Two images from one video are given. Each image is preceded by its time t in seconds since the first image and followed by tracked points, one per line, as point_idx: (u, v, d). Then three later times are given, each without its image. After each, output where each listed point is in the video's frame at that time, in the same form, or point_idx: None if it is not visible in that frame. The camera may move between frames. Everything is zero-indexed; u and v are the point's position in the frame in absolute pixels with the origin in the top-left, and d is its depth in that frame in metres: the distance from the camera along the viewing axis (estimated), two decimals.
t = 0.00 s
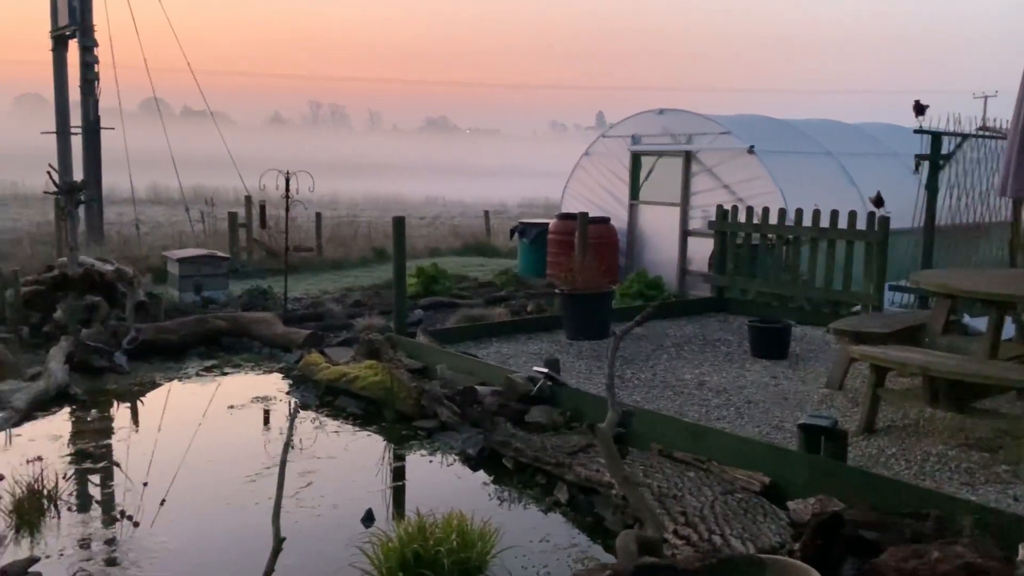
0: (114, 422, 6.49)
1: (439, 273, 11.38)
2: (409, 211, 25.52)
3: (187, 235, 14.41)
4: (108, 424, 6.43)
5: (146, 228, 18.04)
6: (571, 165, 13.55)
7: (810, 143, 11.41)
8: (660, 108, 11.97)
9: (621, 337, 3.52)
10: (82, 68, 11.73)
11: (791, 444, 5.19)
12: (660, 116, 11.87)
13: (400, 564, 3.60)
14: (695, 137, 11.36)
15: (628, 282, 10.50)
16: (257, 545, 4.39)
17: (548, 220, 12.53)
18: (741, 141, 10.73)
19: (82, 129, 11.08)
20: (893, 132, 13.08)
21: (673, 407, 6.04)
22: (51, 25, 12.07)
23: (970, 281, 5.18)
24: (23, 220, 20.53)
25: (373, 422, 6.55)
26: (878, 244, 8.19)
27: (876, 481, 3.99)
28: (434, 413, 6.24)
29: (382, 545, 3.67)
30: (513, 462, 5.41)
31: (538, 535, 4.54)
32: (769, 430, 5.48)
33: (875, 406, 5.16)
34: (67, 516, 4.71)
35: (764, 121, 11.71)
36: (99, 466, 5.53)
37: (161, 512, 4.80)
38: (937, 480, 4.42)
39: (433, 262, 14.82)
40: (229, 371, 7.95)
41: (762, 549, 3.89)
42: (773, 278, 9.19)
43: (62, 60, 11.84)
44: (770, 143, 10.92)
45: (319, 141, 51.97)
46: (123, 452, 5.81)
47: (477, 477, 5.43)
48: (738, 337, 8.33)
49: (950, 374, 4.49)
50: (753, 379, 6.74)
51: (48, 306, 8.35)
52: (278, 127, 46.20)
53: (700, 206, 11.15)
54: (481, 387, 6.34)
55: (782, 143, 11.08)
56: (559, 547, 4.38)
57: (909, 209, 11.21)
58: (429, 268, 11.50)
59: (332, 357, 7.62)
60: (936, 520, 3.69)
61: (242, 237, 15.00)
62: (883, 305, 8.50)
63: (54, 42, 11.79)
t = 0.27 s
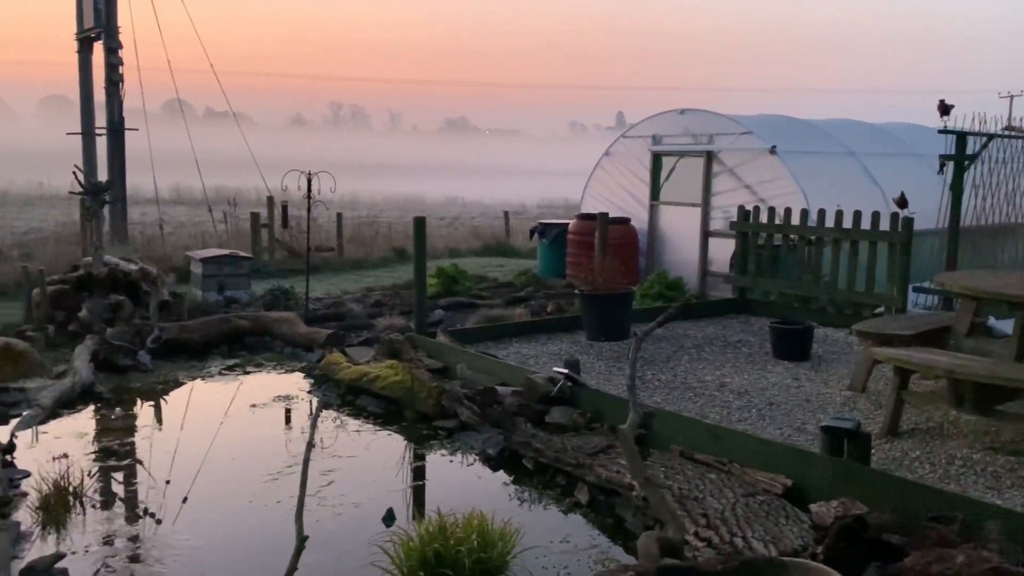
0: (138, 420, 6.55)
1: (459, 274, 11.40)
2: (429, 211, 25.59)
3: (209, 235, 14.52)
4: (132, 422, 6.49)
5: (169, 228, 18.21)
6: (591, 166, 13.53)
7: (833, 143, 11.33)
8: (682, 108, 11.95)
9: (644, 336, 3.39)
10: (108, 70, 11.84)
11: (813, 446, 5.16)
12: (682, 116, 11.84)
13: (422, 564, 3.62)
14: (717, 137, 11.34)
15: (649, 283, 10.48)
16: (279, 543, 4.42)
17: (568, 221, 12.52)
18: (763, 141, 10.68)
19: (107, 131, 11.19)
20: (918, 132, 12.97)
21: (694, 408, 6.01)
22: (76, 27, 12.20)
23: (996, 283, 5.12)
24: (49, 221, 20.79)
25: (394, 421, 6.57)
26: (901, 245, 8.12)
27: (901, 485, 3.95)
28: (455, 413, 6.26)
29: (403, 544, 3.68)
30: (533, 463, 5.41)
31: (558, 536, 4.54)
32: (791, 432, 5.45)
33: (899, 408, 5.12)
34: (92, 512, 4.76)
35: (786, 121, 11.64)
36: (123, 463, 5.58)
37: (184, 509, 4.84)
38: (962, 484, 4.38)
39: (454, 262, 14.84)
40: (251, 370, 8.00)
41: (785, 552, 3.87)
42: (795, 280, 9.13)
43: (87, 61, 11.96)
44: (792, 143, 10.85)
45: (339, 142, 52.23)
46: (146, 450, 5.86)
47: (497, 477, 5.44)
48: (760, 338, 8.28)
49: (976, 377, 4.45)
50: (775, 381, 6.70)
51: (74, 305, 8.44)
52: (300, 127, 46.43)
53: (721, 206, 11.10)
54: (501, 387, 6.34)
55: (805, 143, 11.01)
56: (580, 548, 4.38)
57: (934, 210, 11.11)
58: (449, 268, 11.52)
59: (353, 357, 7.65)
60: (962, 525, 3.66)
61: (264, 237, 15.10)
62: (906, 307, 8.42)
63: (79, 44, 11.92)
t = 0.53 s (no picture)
0: (162, 419, 6.60)
1: (480, 275, 11.41)
2: (450, 213, 25.65)
3: (232, 236, 14.62)
4: (156, 421, 6.55)
5: (192, 228, 18.37)
6: (612, 167, 13.50)
7: (857, 144, 11.25)
8: (704, 109, 11.85)
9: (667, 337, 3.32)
10: (133, 73, 11.96)
11: (837, 450, 5.12)
12: (703, 117, 11.77)
13: (443, 564, 3.63)
14: (739, 139, 11.28)
15: (671, 284, 10.45)
16: (302, 542, 4.44)
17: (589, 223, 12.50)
18: (786, 143, 10.62)
19: (133, 132, 11.30)
20: (943, 134, 12.84)
21: (716, 411, 5.98)
22: (103, 30, 12.32)
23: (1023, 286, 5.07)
24: (75, 220, 21.03)
25: (415, 422, 6.59)
26: (927, 247, 8.04)
27: (926, 491, 3.92)
28: (475, 414, 6.26)
29: (425, 544, 3.69)
30: (554, 465, 5.41)
31: (579, 538, 4.53)
32: (814, 435, 5.41)
33: (924, 413, 5.07)
34: (117, 510, 4.81)
35: (809, 123, 11.57)
36: (148, 462, 5.63)
37: (207, 507, 4.88)
38: (988, 490, 4.33)
39: (475, 264, 14.86)
40: (274, 370, 8.05)
41: (808, 556, 3.85)
42: (819, 282, 9.06)
43: (113, 64, 12.08)
44: (816, 145, 10.78)
45: (361, 143, 52.48)
46: (170, 448, 5.91)
47: (518, 479, 5.44)
48: (783, 341, 8.24)
49: (1002, 381, 4.40)
50: (798, 384, 6.66)
51: (100, 304, 8.53)
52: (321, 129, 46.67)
53: (743, 208, 11.04)
54: (521, 389, 6.34)
55: (829, 145, 10.93)
56: (601, 551, 4.37)
57: (959, 212, 11.00)
58: (470, 270, 11.54)
59: (375, 358, 7.67)
60: (988, 530, 3.62)
61: (286, 238, 15.20)
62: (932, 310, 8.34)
63: (106, 47, 12.04)
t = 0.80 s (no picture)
0: (185, 418, 6.65)
1: (501, 278, 11.42)
2: (471, 215, 25.68)
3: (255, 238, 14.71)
4: (180, 421, 6.60)
5: (216, 230, 18.51)
6: (634, 170, 13.47)
7: (882, 147, 11.16)
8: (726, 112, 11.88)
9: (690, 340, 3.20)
10: (159, 76, 12.07)
11: (861, 456, 5.08)
12: (727, 120, 11.77)
13: (464, 566, 3.64)
14: (763, 141, 11.22)
15: (693, 287, 10.42)
16: (324, 543, 4.46)
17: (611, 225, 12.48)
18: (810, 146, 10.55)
19: (158, 134, 11.40)
20: (970, 137, 12.71)
21: (739, 416, 5.95)
22: (129, 33, 12.45)
23: None
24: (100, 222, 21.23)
25: (436, 424, 6.61)
26: (953, 252, 7.96)
27: (952, 498, 3.88)
28: (497, 416, 6.27)
29: (447, 546, 3.72)
30: (575, 468, 5.40)
31: (600, 542, 4.52)
32: (838, 441, 5.37)
33: (950, 419, 5.02)
34: (142, 509, 4.85)
35: (833, 125, 11.49)
36: (171, 461, 5.68)
37: (230, 507, 4.91)
38: (1016, 497, 4.28)
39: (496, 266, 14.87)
40: (297, 371, 8.10)
41: (832, 563, 3.82)
42: (843, 286, 9.00)
43: (139, 67, 12.20)
44: (840, 148, 10.71)
45: (383, 146, 52.67)
46: (193, 448, 5.95)
47: (539, 482, 5.44)
48: (806, 346, 8.18)
49: None
50: (822, 389, 6.61)
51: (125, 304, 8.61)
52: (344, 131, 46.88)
53: (767, 211, 10.98)
54: (543, 391, 6.32)
55: (853, 148, 10.85)
56: (622, 555, 4.36)
57: (986, 217, 10.89)
58: (491, 272, 11.54)
59: (396, 359, 7.70)
60: (1016, 538, 3.57)
61: (309, 239, 15.28)
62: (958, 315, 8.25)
63: (132, 50, 12.16)
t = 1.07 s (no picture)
0: (208, 418, 6.69)
1: (522, 280, 11.41)
2: (493, 218, 25.70)
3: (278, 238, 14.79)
4: (203, 420, 6.64)
5: (239, 231, 18.63)
6: (657, 172, 13.42)
7: (908, 150, 11.06)
8: (749, 114, 11.74)
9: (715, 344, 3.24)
10: (184, 78, 12.17)
11: (886, 462, 5.03)
12: (750, 122, 11.64)
13: (486, 568, 3.64)
14: (786, 145, 11.10)
15: (716, 291, 10.38)
16: (346, 543, 4.47)
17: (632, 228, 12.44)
18: (835, 149, 10.46)
19: (183, 136, 11.49)
20: (997, 140, 12.57)
21: (762, 420, 5.91)
22: (155, 36, 12.55)
23: None
24: (125, 222, 21.42)
25: (457, 425, 6.61)
26: (980, 256, 7.88)
27: (979, 506, 3.83)
28: (518, 419, 6.26)
29: (469, 548, 3.72)
30: (597, 471, 5.39)
31: (621, 545, 4.51)
32: (863, 446, 5.33)
33: (977, 426, 4.96)
34: (166, 507, 4.89)
35: (859, 128, 11.40)
36: (195, 460, 5.72)
37: (252, 506, 4.93)
38: None
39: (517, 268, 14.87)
40: (319, 372, 8.13)
41: (856, 570, 3.79)
42: (867, 291, 8.92)
43: (165, 69, 12.31)
44: (865, 151, 10.62)
45: (405, 148, 52.84)
46: (216, 447, 5.99)
47: (561, 485, 5.43)
48: (830, 350, 8.11)
49: None
50: (846, 394, 6.55)
51: (151, 304, 8.68)
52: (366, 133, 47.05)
53: (790, 214, 10.90)
54: (564, 394, 6.30)
55: (879, 151, 10.76)
56: (644, 559, 4.34)
57: (1014, 221, 10.77)
58: (512, 274, 11.54)
59: (418, 361, 7.71)
60: None
61: (331, 241, 15.35)
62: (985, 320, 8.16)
63: (158, 52, 12.26)
